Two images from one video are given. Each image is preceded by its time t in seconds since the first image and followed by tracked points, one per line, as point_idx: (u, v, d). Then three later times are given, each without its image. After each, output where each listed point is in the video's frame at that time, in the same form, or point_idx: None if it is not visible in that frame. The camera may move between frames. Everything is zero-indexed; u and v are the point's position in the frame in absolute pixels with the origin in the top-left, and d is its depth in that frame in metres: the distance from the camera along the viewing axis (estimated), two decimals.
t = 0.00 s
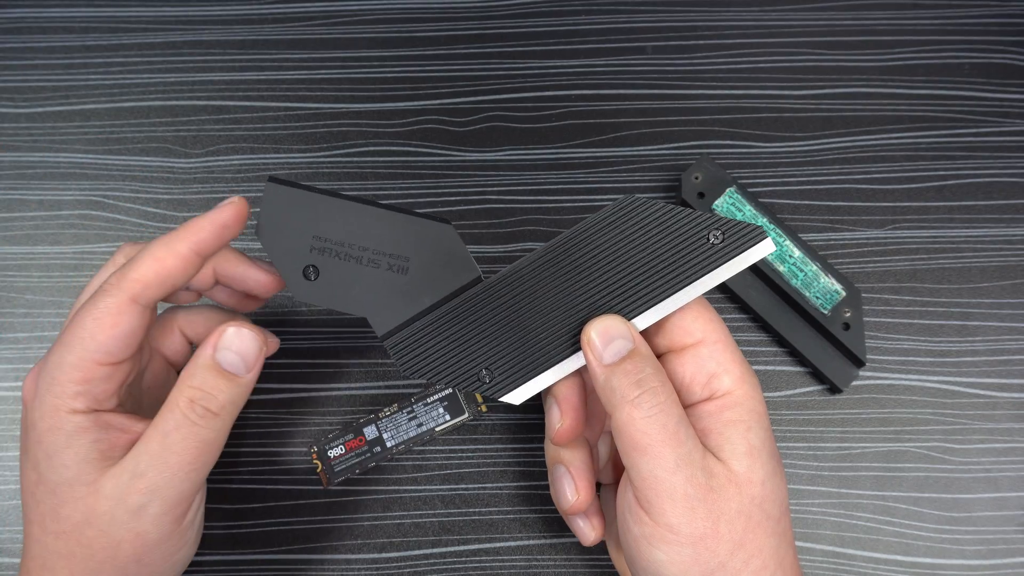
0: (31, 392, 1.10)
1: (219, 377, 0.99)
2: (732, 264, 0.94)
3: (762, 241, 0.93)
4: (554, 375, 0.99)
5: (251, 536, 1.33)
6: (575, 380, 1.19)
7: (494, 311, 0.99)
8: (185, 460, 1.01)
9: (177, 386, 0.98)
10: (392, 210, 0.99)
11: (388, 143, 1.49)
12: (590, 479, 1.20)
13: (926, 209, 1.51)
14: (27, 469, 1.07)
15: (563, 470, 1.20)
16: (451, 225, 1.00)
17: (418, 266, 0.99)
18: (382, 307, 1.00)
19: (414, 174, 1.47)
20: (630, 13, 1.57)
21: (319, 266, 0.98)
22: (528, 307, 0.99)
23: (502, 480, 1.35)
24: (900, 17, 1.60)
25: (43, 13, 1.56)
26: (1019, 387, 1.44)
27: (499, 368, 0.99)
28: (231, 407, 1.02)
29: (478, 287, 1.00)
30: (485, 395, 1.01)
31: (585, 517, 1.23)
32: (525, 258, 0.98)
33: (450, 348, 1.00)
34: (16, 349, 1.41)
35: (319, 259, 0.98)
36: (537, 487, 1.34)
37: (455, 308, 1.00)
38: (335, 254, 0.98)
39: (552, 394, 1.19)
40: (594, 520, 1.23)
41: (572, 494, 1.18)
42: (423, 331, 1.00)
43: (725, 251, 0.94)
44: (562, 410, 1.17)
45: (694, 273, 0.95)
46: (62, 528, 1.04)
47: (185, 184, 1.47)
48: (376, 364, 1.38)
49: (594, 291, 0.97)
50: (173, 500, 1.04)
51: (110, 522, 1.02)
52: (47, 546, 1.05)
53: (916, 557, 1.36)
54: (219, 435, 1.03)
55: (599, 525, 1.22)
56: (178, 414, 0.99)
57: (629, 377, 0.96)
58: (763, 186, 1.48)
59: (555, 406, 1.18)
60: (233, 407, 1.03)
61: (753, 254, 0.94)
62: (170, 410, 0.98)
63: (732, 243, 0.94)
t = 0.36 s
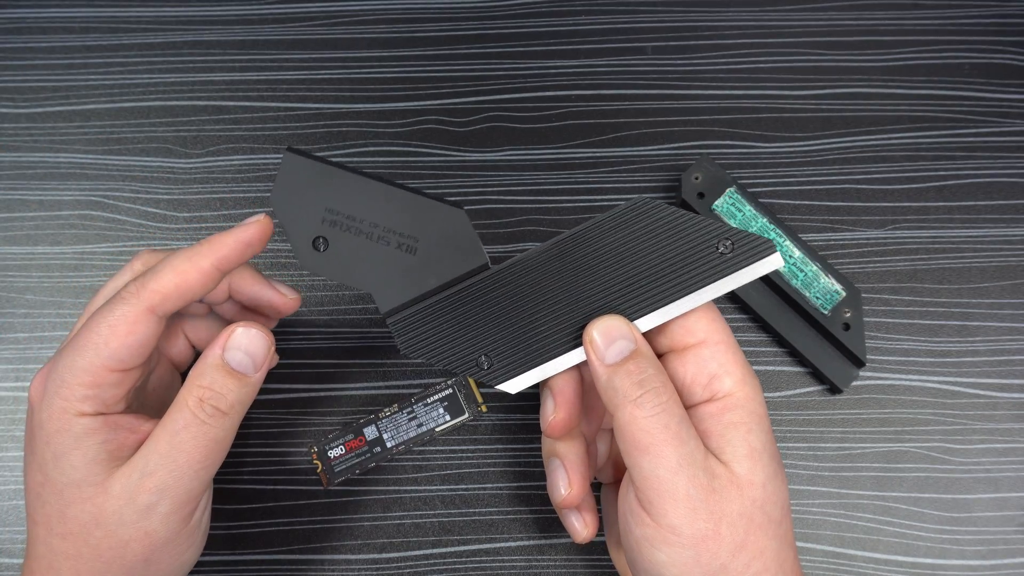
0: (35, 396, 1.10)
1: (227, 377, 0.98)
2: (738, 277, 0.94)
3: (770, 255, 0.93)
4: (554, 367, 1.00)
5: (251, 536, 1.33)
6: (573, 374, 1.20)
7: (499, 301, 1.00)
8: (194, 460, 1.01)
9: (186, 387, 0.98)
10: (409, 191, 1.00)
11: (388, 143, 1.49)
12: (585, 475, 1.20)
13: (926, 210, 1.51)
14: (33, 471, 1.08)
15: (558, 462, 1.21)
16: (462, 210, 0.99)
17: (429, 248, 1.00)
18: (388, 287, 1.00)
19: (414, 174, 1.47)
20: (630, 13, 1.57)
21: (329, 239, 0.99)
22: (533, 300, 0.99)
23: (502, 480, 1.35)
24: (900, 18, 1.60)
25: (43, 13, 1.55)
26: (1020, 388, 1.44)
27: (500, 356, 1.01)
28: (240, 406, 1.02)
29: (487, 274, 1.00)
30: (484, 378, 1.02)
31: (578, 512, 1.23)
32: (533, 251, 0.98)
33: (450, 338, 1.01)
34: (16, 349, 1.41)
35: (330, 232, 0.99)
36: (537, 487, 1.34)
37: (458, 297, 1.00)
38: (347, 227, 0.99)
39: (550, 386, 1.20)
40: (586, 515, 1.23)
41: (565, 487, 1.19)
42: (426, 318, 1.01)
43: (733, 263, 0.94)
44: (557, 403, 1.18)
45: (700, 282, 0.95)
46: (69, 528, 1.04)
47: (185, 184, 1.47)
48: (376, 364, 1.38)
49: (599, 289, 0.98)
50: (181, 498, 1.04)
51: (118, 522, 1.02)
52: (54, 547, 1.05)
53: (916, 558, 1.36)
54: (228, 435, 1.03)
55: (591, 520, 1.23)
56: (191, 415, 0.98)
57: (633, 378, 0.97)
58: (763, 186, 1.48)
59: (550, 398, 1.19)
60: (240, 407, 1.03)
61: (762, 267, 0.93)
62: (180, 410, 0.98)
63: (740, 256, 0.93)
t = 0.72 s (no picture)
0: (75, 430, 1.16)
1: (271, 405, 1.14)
2: (762, 278, 0.97)
3: (796, 259, 0.96)
4: (571, 358, 1.02)
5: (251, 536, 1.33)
6: (592, 366, 1.21)
7: (523, 288, 1.01)
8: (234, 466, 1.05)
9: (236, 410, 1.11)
10: (439, 173, 1.05)
11: (388, 143, 1.49)
12: (598, 467, 1.20)
13: (926, 209, 1.51)
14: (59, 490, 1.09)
15: (572, 454, 1.20)
16: (491, 194, 1.04)
17: (452, 229, 1.04)
18: (406, 266, 1.04)
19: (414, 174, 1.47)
20: (630, 13, 1.57)
21: (351, 215, 1.03)
22: (555, 290, 1.00)
23: (503, 480, 1.35)
24: (900, 17, 1.60)
25: (43, 13, 1.56)
26: (1019, 387, 1.44)
27: (518, 343, 1.01)
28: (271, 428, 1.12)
29: (511, 261, 1.01)
30: (499, 368, 1.03)
31: (588, 505, 1.22)
32: (559, 241, 0.99)
33: (470, 325, 1.01)
34: (16, 349, 1.41)
35: (352, 208, 1.04)
36: (537, 487, 1.34)
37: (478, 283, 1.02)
38: (369, 204, 1.04)
39: (569, 376, 1.21)
40: (596, 508, 1.22)
41: (579, 478, 1.17)
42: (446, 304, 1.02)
43: (758, 265, 0.97)
44: (576, 394, 1.18)
45: (724, 281, 0.97)
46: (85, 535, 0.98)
47: (185, 183, 1.47)
48: (377, 364, 1.38)
49: (623, 284, 0.99)
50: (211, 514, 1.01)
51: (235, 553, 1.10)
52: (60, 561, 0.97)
53: (916, 557, 1.36)
54: (302, 487, 1.09)
55: (600, 513, 1.21)
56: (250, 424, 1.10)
57: (658, 371, 0.98)
58: (763, 186, 1.48)
59: (568, 389, 1.19)
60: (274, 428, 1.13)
61: (783, 271, 0.97)
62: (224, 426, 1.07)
63: (765, 259, 0.96)
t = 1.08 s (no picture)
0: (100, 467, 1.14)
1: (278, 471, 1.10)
2: (761, 277, 0.97)
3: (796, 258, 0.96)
4: (570, 356, 1.02)
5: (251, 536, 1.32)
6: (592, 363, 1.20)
7: (521, 284, 1.01)
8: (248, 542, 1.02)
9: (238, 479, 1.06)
10: (435, 169, 1.04)
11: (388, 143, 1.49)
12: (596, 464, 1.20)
13: (926, 209, 1.51)
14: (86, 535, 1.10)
15: (570, 450, 1.20)
16: (489, 190, 1.02)
17: (450, 227, 1.03)
18: (405, 264, 1.03)
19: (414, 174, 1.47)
20: (630, 13, 1.57)
21: (349, 214, 1.03)
22: (554, 288, 1.00)
23: (502, 480, 1.35)
24: (900, 17, 1.60)
25: (43, 13, 1.55)
26: (1019, 388, 1.43)
27: (516, 341, 1.02)
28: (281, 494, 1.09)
29: (509, 258, 1.01)
30: (498, 366, 1.03)
31: (587, 501, 1.22)
32: (559, 239, 0.99)
33: (468, 322, 1.02)
34: (16, 349, 1.41)
35: (350, 206, 1.03)
36: (537, 487, 1.34)
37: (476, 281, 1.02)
38: (367, 201, 1.03)
39: (568, 374, 1.19)
40: (595, 504, 1.22)
41: (577, 474, 1.18)
42: (444, 301, 1.02)
43: (757, 263, 0.97)
44: (574, 392, 1.18)
45: (723, 280, 0.97)
46: None
47: (185, 183, 1.47)
48: (377, 364, 1.38)
49: (623, 282, 0.99)
50: None
51: None
52: None
53: (916, 558, 1.36)
54: None
55: (598, 509, 1.21)
56: (262, 486, 1.07)
57: (656, 370, 0.98)
58: (763, 186, 1.48)
59: (567, 387, 1.19)
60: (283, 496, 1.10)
61: (782, 270, 0.97)
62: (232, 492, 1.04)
63: (765, 257, 0.96)
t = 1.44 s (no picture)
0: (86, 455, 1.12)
1: (230, 528, 1.00)
2: (770, 279, 0.98)
3: (804, 261, 0.97)
4: (577, 350, 1.03)
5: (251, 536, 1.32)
6: (597, 358, 1.22)
7: (529, 278, 1.02)
8: None
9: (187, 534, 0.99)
10: (446, 156, 1.04)
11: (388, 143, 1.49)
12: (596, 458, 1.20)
13: (927, 209, 1.51)
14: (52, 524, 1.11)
15: (571, 443, 1.20)
16: (502, 183, 1.03)
17: (461, 218, 1.04)
18: (414, 253, 1.04)
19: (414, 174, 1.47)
20: (630, 13, 1.57)
21: (361, 199, 1.04)
22: (562, 284, 1.01)
23: (502, 480, 1.35)
24: (899, 17, 1.60)
25: (43, 13, 1.56)
26: (1019, 388, 1.43)
27: (522, 333, 1.03)
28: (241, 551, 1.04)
29: (518, 250, 1.02)
30: (504, 357, 1.05)
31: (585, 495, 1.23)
32: (569, 236, 1.00)
33: (474, 314, 1.03)
34: (15, 348, 1.41)
35: (362, 192, 1.04)
36: (537, 487, 1.34)
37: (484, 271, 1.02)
38: (379, 188, 1.04)
39: (570, 367, 1.21)
40: (593, 499, 1.23)
41: (578, 468, 1.17)
42: (450, 291, 1.03)
43: (766, 265, 0.97)
44: (578, 386, 1.19)
45: (731, 282, 0.98)
46: None
47: (185, 183, 1.47)
48: (377, 364, 1.38)
49: (631, 280, 1.00)
50: None
51: None
52: None
53: (916, 558, 1.36)
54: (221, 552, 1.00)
55: (597, 504, 1.23)
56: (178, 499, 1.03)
57: (662, 368, 0.98)
58: (763, 186, 1.48)
59: (571, 380, 1.19)
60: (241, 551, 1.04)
61: (791, 273, 0.97)
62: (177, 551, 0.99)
63: (774, 260, 0.97)
